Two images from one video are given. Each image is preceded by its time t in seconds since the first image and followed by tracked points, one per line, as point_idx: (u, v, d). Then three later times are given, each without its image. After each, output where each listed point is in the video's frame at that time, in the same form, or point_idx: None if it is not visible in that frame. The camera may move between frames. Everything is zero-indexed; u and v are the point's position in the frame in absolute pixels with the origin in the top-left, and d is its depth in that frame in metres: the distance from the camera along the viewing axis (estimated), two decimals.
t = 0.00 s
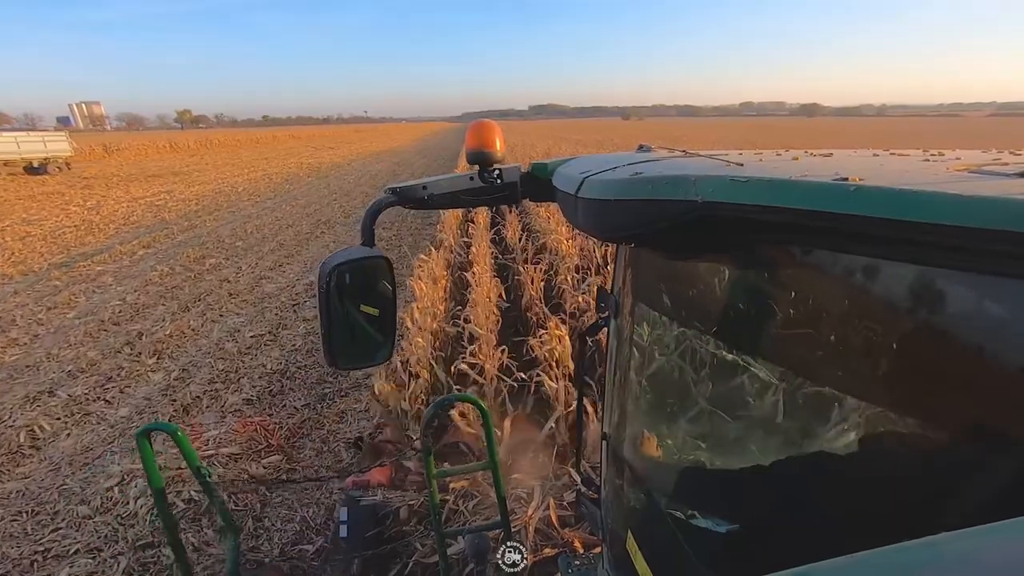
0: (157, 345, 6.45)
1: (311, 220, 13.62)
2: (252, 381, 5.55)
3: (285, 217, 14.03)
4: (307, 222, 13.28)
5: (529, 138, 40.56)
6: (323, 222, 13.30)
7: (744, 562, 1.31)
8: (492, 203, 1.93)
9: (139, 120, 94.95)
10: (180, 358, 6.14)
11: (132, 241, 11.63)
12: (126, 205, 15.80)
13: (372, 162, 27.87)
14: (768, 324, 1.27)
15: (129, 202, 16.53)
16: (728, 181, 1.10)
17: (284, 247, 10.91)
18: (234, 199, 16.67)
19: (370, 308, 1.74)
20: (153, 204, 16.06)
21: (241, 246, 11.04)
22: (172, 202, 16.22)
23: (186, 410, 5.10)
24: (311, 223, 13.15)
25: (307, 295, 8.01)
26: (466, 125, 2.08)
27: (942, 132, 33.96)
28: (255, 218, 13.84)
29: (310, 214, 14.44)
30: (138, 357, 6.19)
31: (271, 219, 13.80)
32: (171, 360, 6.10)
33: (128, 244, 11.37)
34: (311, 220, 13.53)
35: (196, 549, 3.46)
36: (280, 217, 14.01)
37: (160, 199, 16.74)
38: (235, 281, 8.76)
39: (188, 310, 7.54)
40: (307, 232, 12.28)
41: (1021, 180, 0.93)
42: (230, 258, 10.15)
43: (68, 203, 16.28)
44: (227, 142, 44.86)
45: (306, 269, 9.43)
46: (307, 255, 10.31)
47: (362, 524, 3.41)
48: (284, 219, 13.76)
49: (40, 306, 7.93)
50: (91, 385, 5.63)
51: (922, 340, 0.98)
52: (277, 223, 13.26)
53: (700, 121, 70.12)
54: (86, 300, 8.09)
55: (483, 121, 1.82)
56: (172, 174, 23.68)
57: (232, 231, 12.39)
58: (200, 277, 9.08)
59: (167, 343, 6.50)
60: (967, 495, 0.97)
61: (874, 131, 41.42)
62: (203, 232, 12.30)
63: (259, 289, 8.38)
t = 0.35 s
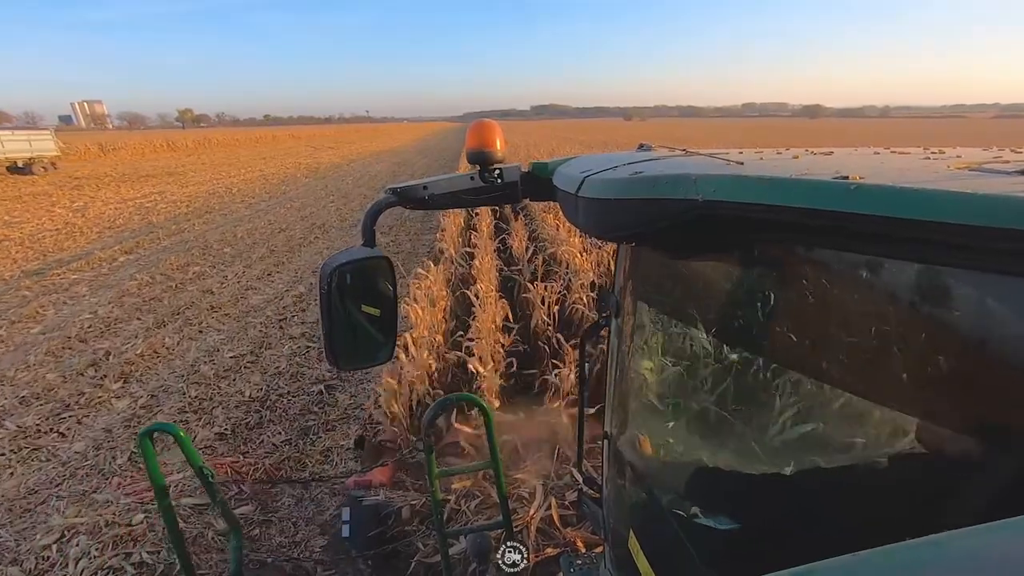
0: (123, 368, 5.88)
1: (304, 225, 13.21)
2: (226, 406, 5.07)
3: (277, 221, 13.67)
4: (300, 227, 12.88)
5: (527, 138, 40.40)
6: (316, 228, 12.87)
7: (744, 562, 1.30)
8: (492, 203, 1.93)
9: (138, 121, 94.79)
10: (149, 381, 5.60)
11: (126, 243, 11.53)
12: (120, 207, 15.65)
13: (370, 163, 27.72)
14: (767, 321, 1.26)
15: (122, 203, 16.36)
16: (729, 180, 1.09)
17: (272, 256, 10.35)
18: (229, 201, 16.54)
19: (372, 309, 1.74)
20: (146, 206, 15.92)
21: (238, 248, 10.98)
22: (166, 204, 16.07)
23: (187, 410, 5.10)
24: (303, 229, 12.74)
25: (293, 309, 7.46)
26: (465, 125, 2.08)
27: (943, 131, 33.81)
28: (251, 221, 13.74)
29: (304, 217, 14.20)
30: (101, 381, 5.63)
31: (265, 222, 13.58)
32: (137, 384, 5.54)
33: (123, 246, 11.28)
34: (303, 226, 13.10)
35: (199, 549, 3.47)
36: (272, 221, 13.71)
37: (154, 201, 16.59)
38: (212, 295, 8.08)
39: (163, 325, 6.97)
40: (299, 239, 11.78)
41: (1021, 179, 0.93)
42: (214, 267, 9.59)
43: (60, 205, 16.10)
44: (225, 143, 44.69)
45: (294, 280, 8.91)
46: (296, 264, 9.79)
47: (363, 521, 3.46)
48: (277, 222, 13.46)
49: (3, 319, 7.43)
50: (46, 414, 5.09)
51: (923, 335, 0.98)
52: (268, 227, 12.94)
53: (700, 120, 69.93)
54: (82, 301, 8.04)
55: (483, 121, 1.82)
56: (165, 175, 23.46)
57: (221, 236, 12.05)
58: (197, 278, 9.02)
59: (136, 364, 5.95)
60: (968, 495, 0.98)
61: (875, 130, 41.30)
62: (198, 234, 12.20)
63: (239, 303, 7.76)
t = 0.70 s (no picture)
0: (78, 398, 5.40)
1: (294, 232, 12.61)
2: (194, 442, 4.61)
3: (267, 228, 13.12)
4: (291, 235, 12.29)
5: (527, 139, 40.34)
6: (307, 236, 12.24)
7: (746, 562, 1.34)
8: (492, 204, 1.93)
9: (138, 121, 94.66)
10: (107, 413, 5.13)
11: (121, 246, 11.45)
12: (115, 210, 15.54)
13: (367, 165, 27.58)
14: (766, 322, 1.26)
15: (116, 207, 16.23)
16: (730, 180, 1.09)
17: (256, 268, 9.69)
18: (225, 204, 16.42)
19: (372, 309, 1.74)
20: (140, 208, 15.79)
21: (235, 250, 10.92)
22: (161, 207, 15.95)
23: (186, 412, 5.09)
24: (293, 237, 12.12)
25: (274, 328, 6.90)
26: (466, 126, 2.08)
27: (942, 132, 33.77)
28: (247, 223, 13.65)
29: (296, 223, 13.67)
30: (51, 414, 5.16)
31: (256, 228, 13.13)
32: (93, 417, 5.09)
33: (118, 249, 11.20)
34: (294, 233, 12.49)
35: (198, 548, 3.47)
36: (262, 228, 13.16)
37: (149, 204, 16.48)
38: (185, 314, 7.47)
39: (127, 348, 6.45)
40: (287, 248, 11.12)
41: (1022, 180, 0.94)
42: (194, 281, 8.98)
43: (53, 209, 15.97)
44: (222, 143, 44.53)
45: (280, 292, 8.33)
46: (281, 276, 9.17)
47: (363, 521, 3.47)
48: (267, 229, 12.94)
49: None
50: None
51: (924, 336, 0.98)
52: (257, 235, 12.37)
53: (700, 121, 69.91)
54: (77, 305, 7.98)
55: (484, 122, 1.82)
56: (159, 177, 23.27)
57: (205, 244, 11.50)
58: (193, 281, 8.96)
59: (94, 394, 5.47)
60: (967, 496, 0.99)
61: (874, 131, 41.26)
62: (193, 238, 12.10)
63: (217, 321, 7.21)
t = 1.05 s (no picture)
0: (21, 434, 4.86)
1: (283, 238, 11.85)
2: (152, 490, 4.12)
3: (256, 233, 12.37)
4: (283, 241, 11.55)
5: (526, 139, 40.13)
6: (298, 242, 11.50)
7: (745, 561, 1.33)
8: (491, 201, 1.93)
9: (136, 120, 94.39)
10: (53, 452, 4.62)
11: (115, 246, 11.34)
12: (109, 211, 15.40)
13: (365, 164, 27.43)
14: (766, 321, 1.26)
15: (109, 207, 16.06)
16: (729, 179, 1.09)
17: (239, 279, 8.94)
18: (220, 204, 16.27)
19: (370, 306, 1.73)
20: (135, 208, 15.65)
21: (232, 249, 10.85)
22: (155, 207, 15.79)
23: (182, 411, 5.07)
24: (284, 244, 11.39)
25: (253, 350, 6.28)
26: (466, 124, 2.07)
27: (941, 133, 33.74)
28: (243, 223, 13.54)
29: (286, 228, 12.91)
30: (9, 438, 4.81)
31: (245, 233, 12.41)
32: (37, 456, 4.57)
33: (113, 249, 11.11)
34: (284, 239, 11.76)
35: (195, 547, 3.47)
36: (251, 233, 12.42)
37: (143, 205, 16.33)
38: (155, 334, 6.80)
39: (85, 374, 5.84)
40: (275, 256, 10.37)
41: (1020, 181, 0.94)
42: (170, 294, 8.26)
43: (46, 210, 15.80)
44: (219, 143, 44.33)
45: (262, 309, 7.62)
46: (267, 288, 8.45)
47: (360, 519, 3.44)
48: (255, 234, 12.19)
49: None
50: None
51: (923, 337, 0.98)
52: (244, 241, 11.64)
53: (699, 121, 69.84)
54: (72, 304, 7.92)
55: (483, 119, 1.82)
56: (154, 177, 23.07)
57: (189, 251, 10.76)
58: (190, 280, 8.90)
59: (41, 430, 4.93)
60: (966, 495, 0.98)
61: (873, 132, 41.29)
62: (188, 238, 11.97)
63: (190, 341, 6.57)
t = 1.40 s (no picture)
0: None
1: (270, 245, 10.99)
2: (89, 551, 3.57)
3: (243, 240, 11.52)
4: (273, 248, 10.72)
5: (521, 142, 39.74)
6: (287, 250, 10.62)
7: (745, 561, 1.34)
8: (491, 203, 1.93)
9: (134, 121, 94.17)
10: None
11: (109, 245, 11.20)
12: (101, 211, 15.20)
13: (363, 167, 27.28)
14: (767, 323, 1.25)
15: (101, 207, 15.84)
16: (729, 181, 1.09)
17: (218, 294, 8.14)
18: (215, 203, 16.10)
19: (371, 307, 1.74)
20: (128, 208, 15.47)
21: (228, 249, 10.75)
22: (148, 207, 15.58)
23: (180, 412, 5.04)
24: (273, 251, 10.54)
25: (225, 381, 5.57)
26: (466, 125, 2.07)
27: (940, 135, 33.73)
28: (238, 222, 13.41)
29: (277, 233, 12.08)
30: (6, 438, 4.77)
31: (231, 239, 11.58)
32: None
33: (107, 248, 10.97)
34: (273, 246, 10.93)
35: (194, 548, 3.46)
36: (238, 239, 11.62)
37: (136, 204, 16.12)
38: (116, 359, 6.09)
39: (32, 407, 5.21)
40: (260, 266, 9.53)
41: (1021, 183, 0.94)
42: (140, 311, 7.48)
43: (36, 209, 15.55)
44: (215, 145, 44.05)
45: (247, 321, 7.14)
46: (247, 304, 7.68)
47: (360, 521, 3.45)
48: (241, 241, 11.32)
49: None
50: None
51: (923, 338, 0.98)
52: (229, 248, 10.85)
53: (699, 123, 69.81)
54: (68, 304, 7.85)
55: (484, 121, 1.81)
56: (148, 177, 22.80)
57: (168, 260, 9.93)
58: (186, 280, 8.82)
59: None
60: (967, 496, 0.98)
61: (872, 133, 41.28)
62: (184, 237, 11.88)
63: (155, 368, 5.88)
